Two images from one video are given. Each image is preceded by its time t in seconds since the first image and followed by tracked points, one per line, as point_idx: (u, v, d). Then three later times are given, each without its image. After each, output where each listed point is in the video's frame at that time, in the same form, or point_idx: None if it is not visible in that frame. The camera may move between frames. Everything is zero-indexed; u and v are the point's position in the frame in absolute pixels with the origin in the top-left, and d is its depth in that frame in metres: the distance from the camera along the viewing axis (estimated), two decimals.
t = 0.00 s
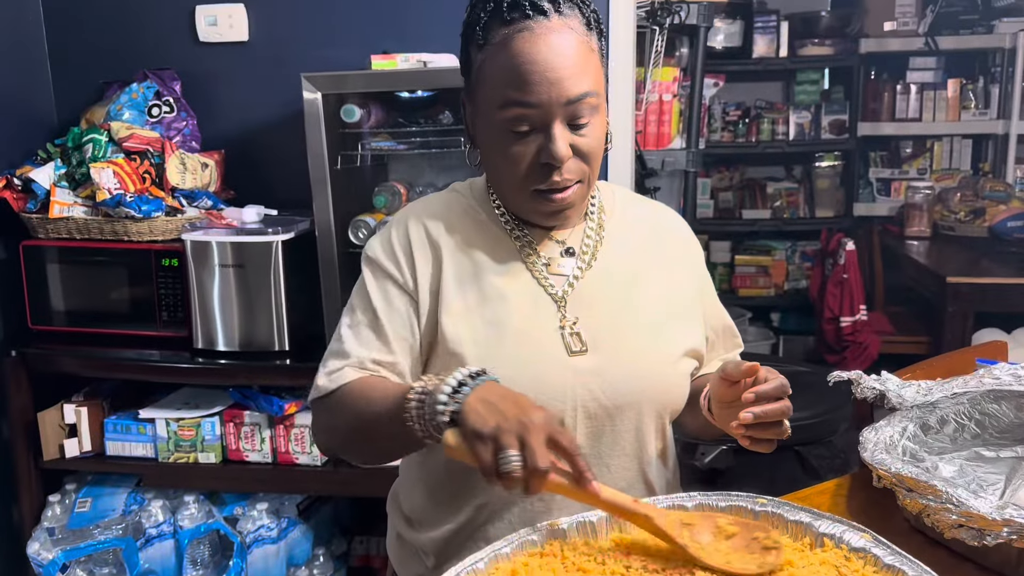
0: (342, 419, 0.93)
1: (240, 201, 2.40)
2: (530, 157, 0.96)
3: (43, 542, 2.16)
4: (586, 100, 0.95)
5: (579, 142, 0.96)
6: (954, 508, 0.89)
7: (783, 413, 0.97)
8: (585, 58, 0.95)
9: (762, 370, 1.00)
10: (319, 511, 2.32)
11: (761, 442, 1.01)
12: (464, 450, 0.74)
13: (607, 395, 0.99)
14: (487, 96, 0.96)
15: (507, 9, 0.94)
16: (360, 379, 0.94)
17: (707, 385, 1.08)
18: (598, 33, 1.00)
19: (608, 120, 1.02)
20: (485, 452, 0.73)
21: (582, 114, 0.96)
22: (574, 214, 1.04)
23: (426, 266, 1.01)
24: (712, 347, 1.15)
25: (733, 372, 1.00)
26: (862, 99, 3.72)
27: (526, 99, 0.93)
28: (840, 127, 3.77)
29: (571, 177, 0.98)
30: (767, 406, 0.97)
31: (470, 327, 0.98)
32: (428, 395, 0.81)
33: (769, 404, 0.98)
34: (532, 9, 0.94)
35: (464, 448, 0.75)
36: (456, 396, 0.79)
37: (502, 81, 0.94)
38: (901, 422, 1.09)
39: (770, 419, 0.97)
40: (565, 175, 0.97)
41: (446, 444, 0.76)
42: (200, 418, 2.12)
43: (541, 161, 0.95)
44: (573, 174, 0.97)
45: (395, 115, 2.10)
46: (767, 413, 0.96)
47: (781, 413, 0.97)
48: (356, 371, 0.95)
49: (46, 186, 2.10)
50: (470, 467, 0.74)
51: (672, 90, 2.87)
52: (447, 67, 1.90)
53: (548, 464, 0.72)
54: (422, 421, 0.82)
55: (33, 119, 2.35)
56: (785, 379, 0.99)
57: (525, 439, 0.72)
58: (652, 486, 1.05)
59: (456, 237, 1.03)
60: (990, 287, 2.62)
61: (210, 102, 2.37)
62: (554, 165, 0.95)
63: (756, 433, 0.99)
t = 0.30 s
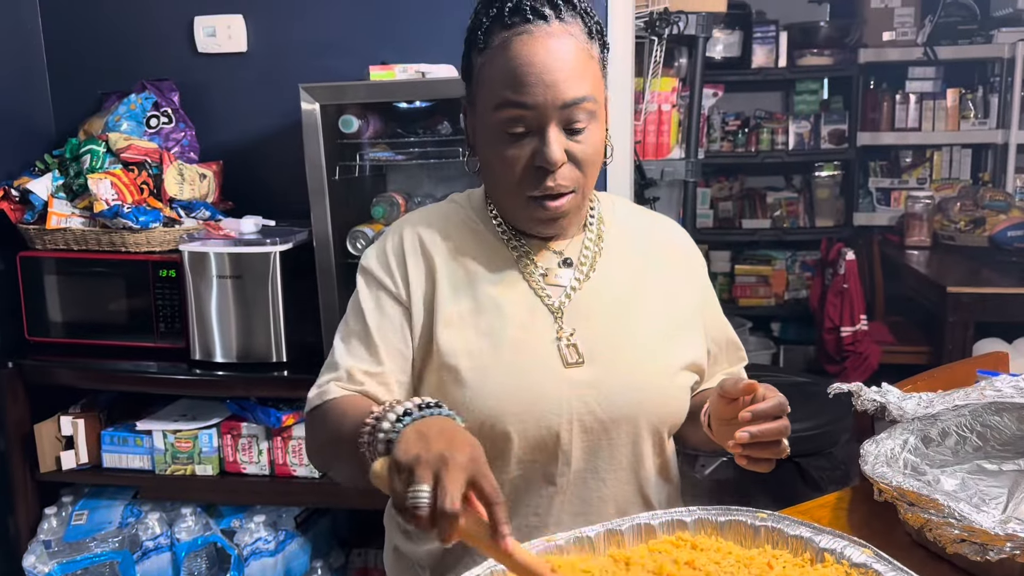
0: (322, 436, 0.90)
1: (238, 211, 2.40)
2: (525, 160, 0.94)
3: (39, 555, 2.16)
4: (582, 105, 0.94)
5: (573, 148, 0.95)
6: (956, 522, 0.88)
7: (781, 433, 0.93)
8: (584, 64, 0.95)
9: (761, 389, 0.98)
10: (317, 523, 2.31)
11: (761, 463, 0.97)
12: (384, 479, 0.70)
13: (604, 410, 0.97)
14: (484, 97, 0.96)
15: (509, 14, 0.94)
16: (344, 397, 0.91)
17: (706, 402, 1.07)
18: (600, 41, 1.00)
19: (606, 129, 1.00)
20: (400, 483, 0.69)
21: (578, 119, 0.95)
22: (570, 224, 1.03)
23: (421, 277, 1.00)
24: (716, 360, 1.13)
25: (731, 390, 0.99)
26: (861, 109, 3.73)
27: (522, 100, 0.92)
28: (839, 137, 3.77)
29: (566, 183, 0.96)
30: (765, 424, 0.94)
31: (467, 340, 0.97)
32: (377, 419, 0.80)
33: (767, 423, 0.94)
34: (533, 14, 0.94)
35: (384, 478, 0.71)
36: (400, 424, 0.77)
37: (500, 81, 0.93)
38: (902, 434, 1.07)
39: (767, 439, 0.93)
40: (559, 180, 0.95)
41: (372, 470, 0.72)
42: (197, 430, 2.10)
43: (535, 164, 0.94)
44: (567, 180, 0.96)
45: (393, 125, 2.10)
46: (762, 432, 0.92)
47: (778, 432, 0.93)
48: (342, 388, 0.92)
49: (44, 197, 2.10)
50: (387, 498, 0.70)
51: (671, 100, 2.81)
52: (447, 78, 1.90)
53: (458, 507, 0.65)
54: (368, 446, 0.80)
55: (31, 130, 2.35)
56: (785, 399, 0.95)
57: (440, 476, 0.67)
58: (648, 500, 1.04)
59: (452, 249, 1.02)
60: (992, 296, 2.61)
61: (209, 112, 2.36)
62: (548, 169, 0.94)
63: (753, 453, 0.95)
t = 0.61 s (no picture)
0: (316, 453, 0.93)
1: (235, 217, 2.40)
2: (498, 120, 0.94)
3: (34, 561, 2.14)
4: (558, 73, 0.95)
5: (550, 116, 0.94)
6: (954, 529, 0.87)
7: (782, 451, 0.93)
8: (564, 41, 0.97)
9: (763, 406, 0.98)
10: (314, 530, 2.29)
11: (762, 480, 0.97)
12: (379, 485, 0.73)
13: (602, 424, 0.96)
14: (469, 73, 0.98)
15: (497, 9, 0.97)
16: (334, 412, 0.94)
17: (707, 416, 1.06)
18: (595, 42, 1.02)
19: (591, 112, 0.99)
20: (394, 484, 0.71)
21: (553, 86, 0.95)
22: (550, 205, 0.98)
23: (414, 291, 0.99)
24: (715, 372, 1.13)
25: (733, 407, 0.98)
26: (860, 114, 3.72)
27: (495, 60, 0.95)
28: (837, 143, 3.77)
29: (539, 149, 0.93)
30: (766, 443, 0.94)
31: (461, 354, 0.96)
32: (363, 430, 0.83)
33: (769, 440, 0.94)
34: None
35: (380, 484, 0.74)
36: (384, 432, 0.80)
37: (480, 51, 0.96)
38: (900, 441, 1.06)
39: (769, 457, 0.93)
40: (531, 144, 0.93)
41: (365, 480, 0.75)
42: (193, 436, 2.10)
43: (507, 124, 0.93)
44: (541, 146, 0.93)
45: (390, 131, 2.10)
46: (763, 450, 0.93)
47: (780, 450, 0.93)
48: (332, 403, 0.95)
49: (40, 203, 2.09)
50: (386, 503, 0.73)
51: (669, 106, 2.84)
52: (443, 83, 1.90)
53: (456, 492, 0.68)
54: (361, 458, 0.83)
55: (28, 135, 2.35)
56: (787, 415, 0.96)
57: (433, 470, 0.70)
58: (646, 512, 1.03)
59: (444, 260, 1.00)
60: (990, 301, 2.61)
61: (206, 117, 2.36)
62: (518, 129, 0.92)
63: (755, 471, 0.96)
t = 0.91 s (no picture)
0: (307, 468, 0.95)
1: (231, 223, 2.40)
2: (506, 127, 0.94)
3: (28, 569, 2.13)
4: (562, 81, 0.96)
5: (555, 124, 0.94)
6: (946, 539, 0.88)
7: (812, 457, 0.87)
8: (568, 51, 0.97)
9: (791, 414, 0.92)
10: (310, 537, 2.29)
11: (790, 491, 0.91)
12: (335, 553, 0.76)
13: (594, 432, 0.95)
14: (472, 82, 0.98)
15: (499, 16, 0.98)
16: (333, 432, 0.97)
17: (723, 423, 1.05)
18: (594, 52, 1.02)
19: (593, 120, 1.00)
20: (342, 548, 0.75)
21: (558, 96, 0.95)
22: (555, 205, 0.97)
23: (408, 300, 0.99)
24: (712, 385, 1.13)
25: (757, 417, 0.95)
26: (856, 121, 3.73)
27: (501, 68, 0.95)
28: (834, 150, 3.80)
29: (547, 155, 0.93)
30: (795, 450, 0.88)
31: (455, 361, 0.95)
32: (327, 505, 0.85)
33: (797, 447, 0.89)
34: (522, 10, 0.98)
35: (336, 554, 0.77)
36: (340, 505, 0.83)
37: (485, 61, 0.96)
38: (894, 449, 1.06)
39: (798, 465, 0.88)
40: (539, 150, 0.93)
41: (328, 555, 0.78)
42: (188, 443, 2.09)
43: (517, 129, 0.93)
44: (548, 152, 0.93)
45: (387, 138, 2.10)
46: (793, 456, 0.87)
47: (809, 457, 0.88)
48: (327, 423, 0.98)
49: (36, 209, 2.10)
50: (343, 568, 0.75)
51: (664, 113, 2.82)
52: (440, 91, 1.90)
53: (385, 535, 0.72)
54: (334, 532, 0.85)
55: (23, 140, 2.35)
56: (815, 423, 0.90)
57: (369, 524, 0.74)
58: (640, 521, 1.04)
59: (439, 269, 1.01)
60: (985, 308, 2.61)
61: (203, 124, 2.36)
62: (526, 135, 0.92)
63: (783, 480, 0.90)
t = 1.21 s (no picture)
0: (291, 471, 0.94)
1: (230, 228, 2.40)
2: (513, 162, 0.93)
3: (24, 574, 2.11)
4: (569, 109, 0.94)
5: (562, 153, 0.94)
6: (943, 546, 0.88)
7: (796, 460, 0.88)
8: (573, 73, 0.95)
9: (776, 418, 0.93)
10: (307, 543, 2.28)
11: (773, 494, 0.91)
12: None
13: (594, 436, 0.96)
14: (475, 103, 0.96)
15: (501, 28, 0.95)
16: (317, 440, 0.96)
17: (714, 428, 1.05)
18: (592, 58, 1.00)
19: (596, 138, 0.99)
20: None
21: (565, 123, 0.94)
22: (562, 229, 1.00)
23: (406, 306, 0.99)
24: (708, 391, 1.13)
25: (743, 421, 0.95)
26: (853, 127, 3.74)
27: (508, 101, 0.93)
28: (830, 155, 3.78)
29: (554, 187, 0.94)
30: (778, 453, 0.89)
31: (454, 367, 0.95)
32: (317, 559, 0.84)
33: (782, 451, 0.90)
34: (523, 25, 0.95)
35: None
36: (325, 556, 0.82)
37: (487, 87, 0.94)
38: (890, 457, 1.06)
39: (783, 468, 0.88)
40: (547, 182, 0.93)
41: None
42: (186, 448, 2.09)
43: (523, 165, 0.93)
44: (556, 184, 0.94)
45: (386, 143, 2.10)
46: (777, 460, 0.88)
47: (794, 460, 0.88)
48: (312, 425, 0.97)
49: (34, 214, 2.09)
50: None
51: (662, 119, 2.86)
52: (438, 96, 1.91)
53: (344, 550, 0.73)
54: None
55: (21, 145, 2.34)
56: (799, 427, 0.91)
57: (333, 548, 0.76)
58: (638, 526, 1.04)
59: (438, 274, 1.01)
60: (982, 313, 2.62)
61: (201, 128, 2.36)
62: (536, 169, 0.92)
63: (767, 484, 0.90)
